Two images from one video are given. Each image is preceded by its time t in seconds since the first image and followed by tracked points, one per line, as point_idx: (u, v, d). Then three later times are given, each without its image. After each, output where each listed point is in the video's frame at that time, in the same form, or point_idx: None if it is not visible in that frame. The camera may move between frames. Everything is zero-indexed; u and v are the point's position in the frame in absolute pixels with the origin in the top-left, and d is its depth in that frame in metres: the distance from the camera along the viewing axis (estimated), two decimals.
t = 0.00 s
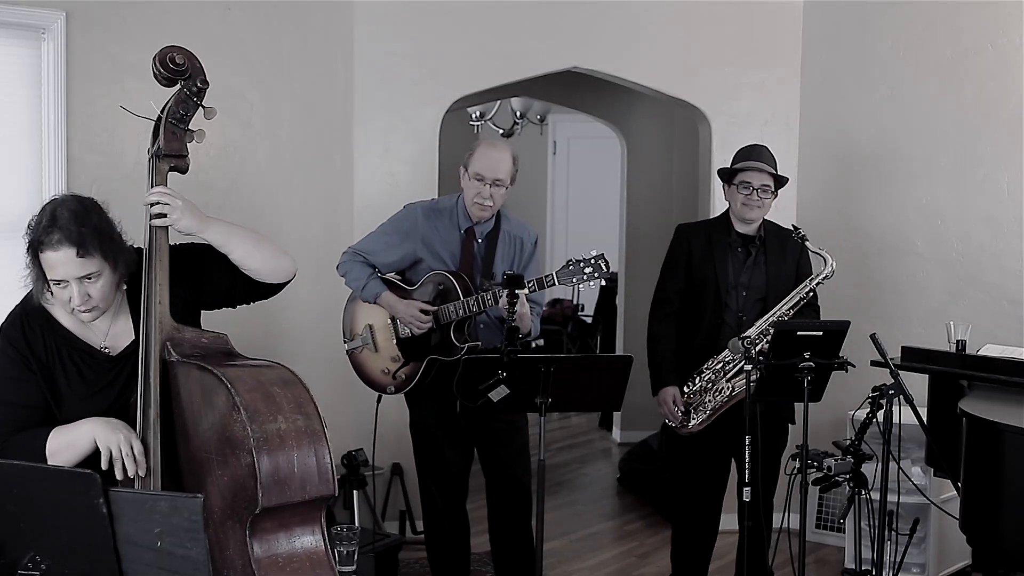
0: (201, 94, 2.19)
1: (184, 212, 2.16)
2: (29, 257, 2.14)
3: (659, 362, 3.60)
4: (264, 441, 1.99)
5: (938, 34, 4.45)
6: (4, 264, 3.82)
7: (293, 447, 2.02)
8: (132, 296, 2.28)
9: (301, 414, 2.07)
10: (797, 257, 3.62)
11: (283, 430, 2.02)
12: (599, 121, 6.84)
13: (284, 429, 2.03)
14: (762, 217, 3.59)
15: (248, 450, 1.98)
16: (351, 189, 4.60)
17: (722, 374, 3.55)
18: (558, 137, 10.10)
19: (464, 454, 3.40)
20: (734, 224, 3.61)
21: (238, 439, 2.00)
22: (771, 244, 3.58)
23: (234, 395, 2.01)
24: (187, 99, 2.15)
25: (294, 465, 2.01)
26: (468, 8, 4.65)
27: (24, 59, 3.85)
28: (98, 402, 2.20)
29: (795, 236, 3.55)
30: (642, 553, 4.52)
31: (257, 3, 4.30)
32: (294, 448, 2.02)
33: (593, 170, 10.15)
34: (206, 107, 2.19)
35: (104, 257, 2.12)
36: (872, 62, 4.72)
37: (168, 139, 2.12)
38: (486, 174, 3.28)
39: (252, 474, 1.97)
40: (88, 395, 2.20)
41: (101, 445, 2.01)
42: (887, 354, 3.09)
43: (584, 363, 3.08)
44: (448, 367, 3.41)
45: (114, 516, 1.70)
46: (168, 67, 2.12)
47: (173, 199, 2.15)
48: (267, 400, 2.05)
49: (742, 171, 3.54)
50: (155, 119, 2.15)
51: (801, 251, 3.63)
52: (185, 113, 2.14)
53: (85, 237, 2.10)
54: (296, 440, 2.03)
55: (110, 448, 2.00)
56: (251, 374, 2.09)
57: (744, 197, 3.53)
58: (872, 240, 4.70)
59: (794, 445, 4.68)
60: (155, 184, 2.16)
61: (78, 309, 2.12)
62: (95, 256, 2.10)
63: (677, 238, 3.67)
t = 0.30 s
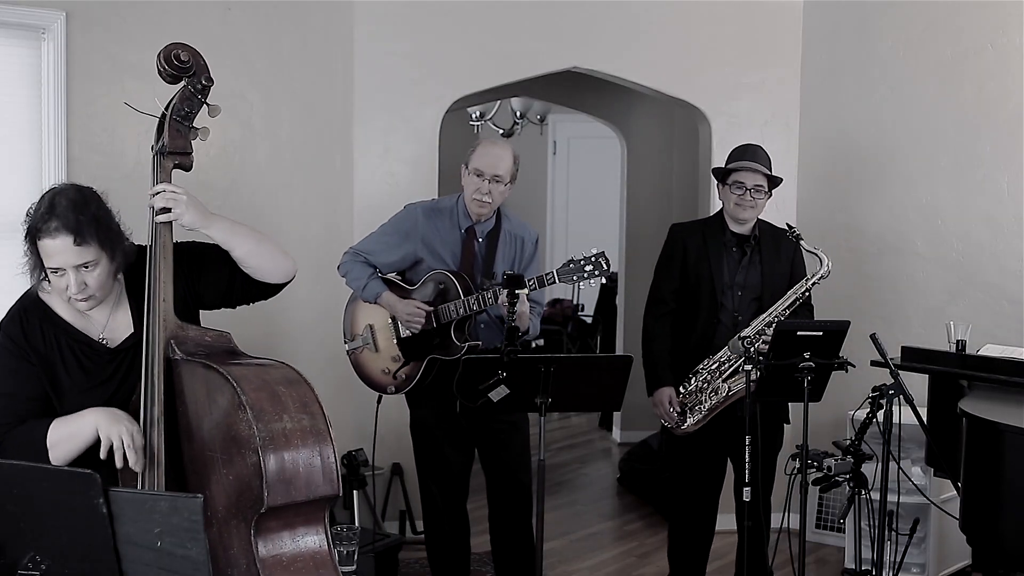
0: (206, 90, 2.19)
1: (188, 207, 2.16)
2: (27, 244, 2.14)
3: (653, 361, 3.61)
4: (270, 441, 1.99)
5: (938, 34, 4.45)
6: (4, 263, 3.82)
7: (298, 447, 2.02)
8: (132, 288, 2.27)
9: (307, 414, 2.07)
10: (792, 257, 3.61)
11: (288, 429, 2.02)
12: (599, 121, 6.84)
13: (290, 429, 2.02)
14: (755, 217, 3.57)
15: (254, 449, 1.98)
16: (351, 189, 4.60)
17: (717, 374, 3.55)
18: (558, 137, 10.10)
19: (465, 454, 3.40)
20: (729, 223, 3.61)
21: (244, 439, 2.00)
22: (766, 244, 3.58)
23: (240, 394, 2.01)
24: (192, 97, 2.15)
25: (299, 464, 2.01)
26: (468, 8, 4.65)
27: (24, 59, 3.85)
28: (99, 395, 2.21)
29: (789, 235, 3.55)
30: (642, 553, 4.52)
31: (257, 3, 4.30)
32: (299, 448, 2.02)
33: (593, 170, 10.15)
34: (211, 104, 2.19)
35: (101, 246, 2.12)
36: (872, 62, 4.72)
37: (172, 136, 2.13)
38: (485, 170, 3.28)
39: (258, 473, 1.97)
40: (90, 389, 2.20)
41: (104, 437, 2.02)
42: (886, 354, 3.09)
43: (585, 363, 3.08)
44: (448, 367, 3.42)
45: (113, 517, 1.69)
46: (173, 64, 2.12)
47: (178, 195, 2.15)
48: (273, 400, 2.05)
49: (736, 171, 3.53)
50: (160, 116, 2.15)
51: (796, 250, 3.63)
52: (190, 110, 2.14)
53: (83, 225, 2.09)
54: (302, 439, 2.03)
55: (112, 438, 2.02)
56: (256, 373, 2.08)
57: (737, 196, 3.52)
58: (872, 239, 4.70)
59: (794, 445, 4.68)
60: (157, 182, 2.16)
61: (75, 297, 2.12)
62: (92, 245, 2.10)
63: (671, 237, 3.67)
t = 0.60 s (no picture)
0: (208, 94, 2.19)
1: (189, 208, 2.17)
2: (33, 254, 2.13)
3: (655, 363, 3.60)
4: (272, 440, 1.99)
5: (938, 34, 4.45)
6: (4, 263, 3.82)
7: (300, 446, 2.02)
8: (134, 298, 2.27)
9: (309, 414, 2.07)
10: (794, 257, 3.62)
11: (290, 429, 2.02)
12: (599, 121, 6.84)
13: (292, 428, 2.02)
14: (753, 216, 3.58)
15: (256, 448, 1.98)
16: (351, 189, 4.60)
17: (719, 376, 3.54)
18: (558, 137, 10.09)
19: (465, 454, 3.40)
20: (729, 224, 3.62)
21: (246, 438, 2.00)
22: (767, 244, 3.58)
23: (242, 394, 2.01)
24: (195, 99, 2.15)
25: (302, 464, 2.01)
26: (468, 8, 4.65)
27: (24, 59, 3.85)
28: (98, 404, 2.21)
29: (791, 236, 3.55)
30: (642, 553, 4.52)
31: (257, 3, 4.31)
32: (301, 447, 2.02)
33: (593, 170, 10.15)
34: (213, 107, 2.19)
35: (109, 261, 2.12)
36: (872, 62, 4.72)
37: (175, 138, 2.12)
38: (489, 171, 3.28)
39: (260, 473, 1.97)
40: (91, 397, 2.20)
41: (108, 459, 2.02)
42: (886, 354, 3.08)
43: (586, 364, 3.08)
44: (448, 367, 3.42)
45: (114, 516, 1.70)
46: (176, 66, 2.12)
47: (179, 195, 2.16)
48: (274, 400, 2.05)
49: (733, 168, 3.56)
50: (163, 118, 2.15)
51: (797, 250, 3.63)
52: (192, 113, 2.14)
53: (91, 240, 2.09)
54: (303, 439, 2.03)
55: (118, 460, 2.01)
56: (258, 373, 2.09)
57: (732, 193, 3.55)
58: (872, 239, 4.70)
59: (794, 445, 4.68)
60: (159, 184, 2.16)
61: (79, 310, 2.12)
62: (100, 260, 2.10)
63: (671, 238, 3.67)
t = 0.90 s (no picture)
0: (209, 91, 2.18)
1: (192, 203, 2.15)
2: (33, 242, 2.14)
3: (659, 363, 3.60)
4: (273, 440, 1.99)
5: (938, 34, 4.45)
6: (4, 263, 3.82)
7: (301, 446, 2.02)
8: (134, 290, 2.27)
9: (310, 413, 2.07)
10: (801, 256, 3.61)
11: (291, 429, 2.02)
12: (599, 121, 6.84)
13: (293, 428, 2.02)
14: (758, 215, 3.57)
15: (257, 448, 1.98)
16: (351, 189, 4.60)
17: (723, 376, 3.54)
18: (558, 137, 10.10)
19: (465, 453, 3.40)
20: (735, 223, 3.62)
21: (247, 438, 2.00)
22: (773, 244, 3.58)
23: (243, 393, 2.01)
24: (194, 97, 2.14)
25: (303, 464, 2.01)
26: (468, 8, 4.65)
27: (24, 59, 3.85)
28: (97, 396, 2.20)
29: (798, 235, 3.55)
30: (642, 553, 4.52)
31: (257, 3, 4.30)
32: (302, 447, 2.02)
33: (593, 170, 10.15)
34: (213, 105, 2.18)
35: (107, 248, 2.12)
36: (872, 62, 4.72)
37: (174, 137, 2.13)
38: (490, 167, 3.29)
39: (261, 473, 1.97)
40: (92, 389, 2.20)
41: (109, 447, 1.99)
42: (886, 354, 3.08)
43: (586, 364, 3.08)
44: (450, 366, 3.41)
45: (114, 517, 1.69)
46: (174, 65, 2.12)
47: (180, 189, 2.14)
48: (275, 399, 2.05)
49: (738, 168, 3.58)
50: (162, 116, 2.15)
51: (805, 249, 3.63)
52: (192, 111, 2.13)
53: (90, 227, 2.09)
54: (304, 439, 2.03)
55: (119, 449, 1.99)
56: (259, 373, 2.08)
57: (736, 193, 3.56)
58: (872, 239, 4.70)
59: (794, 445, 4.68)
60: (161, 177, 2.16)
61: (78, 298, 2.12)
62: (99, 247, 2.10)
63: (679, 237, 3.67)
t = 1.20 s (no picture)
0: (209, 93, 2.18)
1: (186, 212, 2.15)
2: (31, 247, 2.13)
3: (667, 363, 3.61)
4: (271, 440, 1.99)
5: (938, 34, 4.45)
6: (4, 263, 3.82)
7: (299, 447, 2.02)
8: (133, 292, 2.27)
9: (308, 414, 2.07)
10: (810, 256, 3.60)
11: (290, 429, 2.02)
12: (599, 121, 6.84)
13: (292, 428, 2.02)
14: (767, 215, 3.56)
15: (256, 449, 1.98)
16: (352, 189, 4.60)
17: (729, 377, 3.55)
18: (558, 137, 10.10)
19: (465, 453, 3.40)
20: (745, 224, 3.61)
21: (246, 438, 2.00)
22: (782, 244, 3.58)
23: (241, 394, 2.01)
24: (195, 99, 2.15)
25: (301, 464, 2.01)
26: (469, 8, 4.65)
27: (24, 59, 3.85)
28: (101, 398, 2.21)
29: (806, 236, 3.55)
30: (642, 553, 4.52)
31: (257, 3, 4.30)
32: (301, 447, 2.02)
33: (592, 170, 10.15)
34: (214, 106, 2.19)
35: (107, 251, 2.12)
36: (872, 62, 4.72)
37: (176, 137, 2.12)
38: (491, 169, 3.28)
39: (260, 473, 1.97)
40: (93, 392, 2.20)
41: (105, 447, 2.02)
42: (886, 354, 3.08)
43: (585, 364, 3.08)
44: (448, 365, 3.42)
45: (113, 517, 1.69)
46: (176, 66, 2.11)
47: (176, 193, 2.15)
48: (274, 399, 2.05)
49: (747, 168, 3.57)
50: (163, 117, 2.15)
51: (815, 250, 3.61)
52: (193, 112, 2.14)
53: (90, 230, 2.10)
54: (303, 439, 2.03)
55: (113, 449, 2.01)
56: (258, 373, 2.08)
57: (744, 193, 3.56)
58: (872, 240, 4.70)
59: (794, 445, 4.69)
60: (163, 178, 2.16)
61: (79, 302, 2.12)
62: (98, 250, 2.11)
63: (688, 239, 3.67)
